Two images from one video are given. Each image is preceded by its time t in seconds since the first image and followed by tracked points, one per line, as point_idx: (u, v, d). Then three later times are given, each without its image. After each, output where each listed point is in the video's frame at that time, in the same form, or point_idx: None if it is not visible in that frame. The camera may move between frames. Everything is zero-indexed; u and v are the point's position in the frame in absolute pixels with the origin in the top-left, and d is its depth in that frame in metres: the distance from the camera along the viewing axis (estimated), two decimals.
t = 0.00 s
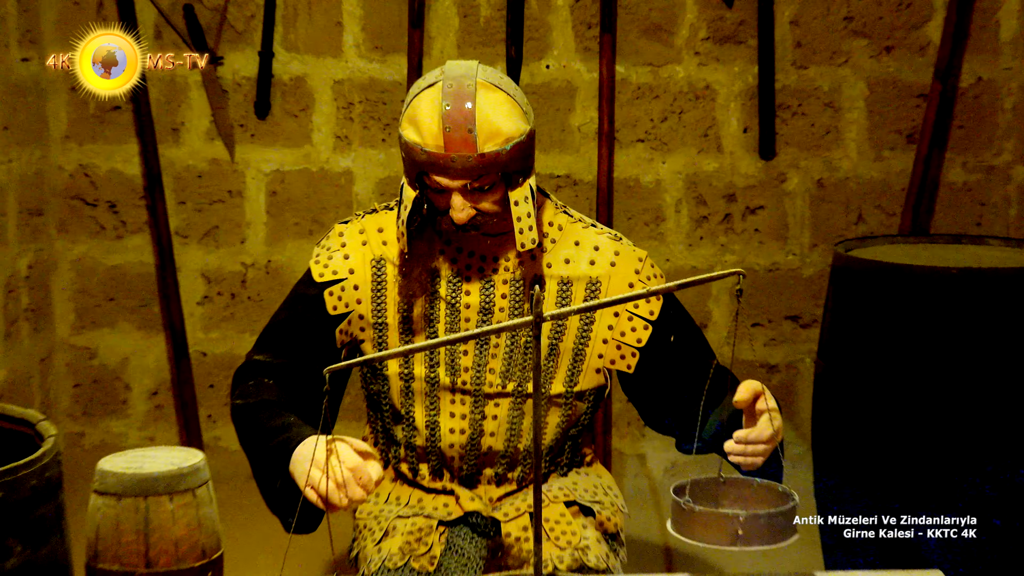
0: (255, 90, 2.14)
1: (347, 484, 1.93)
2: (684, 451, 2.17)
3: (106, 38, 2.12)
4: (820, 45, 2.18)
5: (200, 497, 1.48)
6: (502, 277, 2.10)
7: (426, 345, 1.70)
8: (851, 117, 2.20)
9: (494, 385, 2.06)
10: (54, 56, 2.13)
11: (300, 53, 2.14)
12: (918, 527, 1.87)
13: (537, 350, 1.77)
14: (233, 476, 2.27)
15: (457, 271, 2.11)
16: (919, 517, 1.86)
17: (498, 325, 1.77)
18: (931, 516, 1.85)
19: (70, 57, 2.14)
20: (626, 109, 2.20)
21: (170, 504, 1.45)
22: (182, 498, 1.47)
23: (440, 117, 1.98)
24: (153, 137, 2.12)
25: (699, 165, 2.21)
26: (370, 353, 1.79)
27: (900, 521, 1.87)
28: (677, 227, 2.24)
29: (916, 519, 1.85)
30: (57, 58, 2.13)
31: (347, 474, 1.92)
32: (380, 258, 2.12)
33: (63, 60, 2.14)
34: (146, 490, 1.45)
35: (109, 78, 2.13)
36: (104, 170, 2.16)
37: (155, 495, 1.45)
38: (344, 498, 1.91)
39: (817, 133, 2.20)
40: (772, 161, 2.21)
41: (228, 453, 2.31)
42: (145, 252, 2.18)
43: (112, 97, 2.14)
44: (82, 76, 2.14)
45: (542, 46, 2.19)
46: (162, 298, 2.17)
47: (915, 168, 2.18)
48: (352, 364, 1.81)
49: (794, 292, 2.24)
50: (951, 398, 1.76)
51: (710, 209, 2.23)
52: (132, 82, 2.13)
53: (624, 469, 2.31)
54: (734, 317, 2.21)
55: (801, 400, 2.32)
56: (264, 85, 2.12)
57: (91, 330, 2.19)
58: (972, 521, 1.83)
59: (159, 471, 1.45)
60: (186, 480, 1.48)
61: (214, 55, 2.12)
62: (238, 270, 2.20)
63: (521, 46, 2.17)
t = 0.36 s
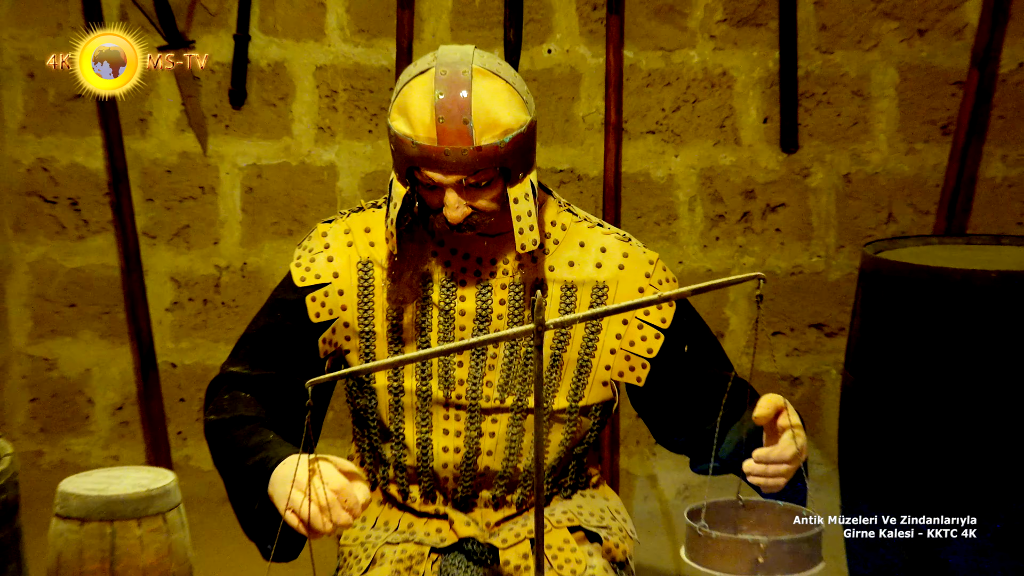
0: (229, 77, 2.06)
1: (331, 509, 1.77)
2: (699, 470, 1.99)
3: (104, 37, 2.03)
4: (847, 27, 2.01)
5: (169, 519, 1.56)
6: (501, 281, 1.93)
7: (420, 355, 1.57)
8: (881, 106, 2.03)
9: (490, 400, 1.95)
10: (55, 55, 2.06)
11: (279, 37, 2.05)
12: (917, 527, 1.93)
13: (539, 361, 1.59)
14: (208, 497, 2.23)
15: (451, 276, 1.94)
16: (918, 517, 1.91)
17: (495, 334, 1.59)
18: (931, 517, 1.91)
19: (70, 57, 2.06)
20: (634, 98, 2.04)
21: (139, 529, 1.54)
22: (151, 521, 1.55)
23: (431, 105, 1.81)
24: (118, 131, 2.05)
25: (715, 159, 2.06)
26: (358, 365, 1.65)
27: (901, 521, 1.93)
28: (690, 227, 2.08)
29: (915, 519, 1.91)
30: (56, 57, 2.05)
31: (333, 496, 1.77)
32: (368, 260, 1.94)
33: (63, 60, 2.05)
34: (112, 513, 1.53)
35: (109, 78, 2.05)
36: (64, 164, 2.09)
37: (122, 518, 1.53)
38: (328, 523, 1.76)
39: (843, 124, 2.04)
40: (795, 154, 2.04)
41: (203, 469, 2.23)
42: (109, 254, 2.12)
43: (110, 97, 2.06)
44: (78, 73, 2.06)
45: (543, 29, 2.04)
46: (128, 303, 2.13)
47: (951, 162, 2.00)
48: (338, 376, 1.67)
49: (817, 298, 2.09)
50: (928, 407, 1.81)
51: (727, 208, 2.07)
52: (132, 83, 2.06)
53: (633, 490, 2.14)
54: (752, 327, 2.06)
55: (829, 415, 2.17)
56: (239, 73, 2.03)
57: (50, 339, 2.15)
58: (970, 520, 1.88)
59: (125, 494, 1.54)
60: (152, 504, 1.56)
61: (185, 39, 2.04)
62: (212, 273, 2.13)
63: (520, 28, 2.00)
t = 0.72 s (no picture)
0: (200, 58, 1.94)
1: (315, 533, 1.57)
2: (719, 491, 1.81)
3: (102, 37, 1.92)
4: (881, 6, 1.90)
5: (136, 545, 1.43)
6: (500, 283, 1.75)
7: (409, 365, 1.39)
8: (917, 91, 1.93)
9: (488, 414, 1.78)
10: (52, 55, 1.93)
11: (254, 14, 1.93)
12: (918, 526, 1.78)
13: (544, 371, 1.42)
14: (176, 521, 2.09)
15: (445, 277, 1.76)
16: (916, 515, 1.77)
17: (496, 340, 1.42)
18: (930, 516, 1.75)
19: (68, 57, 1.93)
20: (647, 82, 1.92)
21: (104, 555, 1.40)
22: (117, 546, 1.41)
23: (424, 90, 1.63)
24: (78, 117, 1.92)
25: (735, 149, 1.94)
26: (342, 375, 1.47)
27: (900, 520, 1.80)
28: (707, 225, 1.97)
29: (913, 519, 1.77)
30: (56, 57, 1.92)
31: (316, 519, 1.58)
32: (354, 260, 1.77)
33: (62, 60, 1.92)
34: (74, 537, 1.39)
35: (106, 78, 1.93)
36: (20, 154, 1.96)
37: (85, 543, 1.39)
38: (311, 549, 1.57)
39: (876, 112, 1.93)
40: (822, 145, 1.94)
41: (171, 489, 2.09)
42: (69, 252, 2.00)
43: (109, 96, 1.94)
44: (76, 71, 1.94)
45: (547, 7, 1.93)
46: (90, 299, 1.99)
47: (994, 152, 1.90)
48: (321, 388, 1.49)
49: (846, 301, 1.99)
50: (959, 410, 1.67)
51: (748, 202, 1.96)
52: (131, 82, 1.94)
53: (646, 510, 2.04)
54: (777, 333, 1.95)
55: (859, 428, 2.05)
56: (214, 54, 1.91)
57: (3, 346, 2.01)
58: (971, 520, 1.71)
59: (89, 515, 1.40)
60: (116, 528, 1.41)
61: (152, 16, 1.91)
62: (181, 273, 2.01)
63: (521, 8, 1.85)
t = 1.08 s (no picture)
0: (171, 42, 1.79)
1: (297, 564, 1.38)
2: (741, 519, 1.65)
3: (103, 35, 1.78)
4: None
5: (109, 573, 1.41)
6: (501, 290, 1.58)
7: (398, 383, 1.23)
8: (959, 79, 1.77)
9: (488, 433, 1.60)
10: (52, 56, 1.80)
11: None
12: (918, 526, 1.71)
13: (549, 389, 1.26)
14: (146, 549, 1.96)
15: (441, 283, 1.59)
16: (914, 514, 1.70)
17: (498, 354, 1.25)
18: (930, 515, 1.67)
19: (69, 57, 1.80)
20: (664, 67, 1.79)
21: None
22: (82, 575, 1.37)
23: (419, 76, 1.47)
24: (38, 104, 1.78)
25: (759, 142, 1.81)
26: (326, 392, 1.31)
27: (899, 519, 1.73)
28: (729, 226, 1.84)
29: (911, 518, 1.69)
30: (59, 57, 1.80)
31: (298, 548, 1.39)
32: (341, 264, 1.59)
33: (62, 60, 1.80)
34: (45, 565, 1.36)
35: (108, 78, 1.80)
36: None
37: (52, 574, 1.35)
38: None
39: (915, 102, 1.79)
40: (856, 138, 1.80)
41: (136, 515, 1.94)
42: (27, 253, 1.86)
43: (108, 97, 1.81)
44: (75, 72, 1.81)
45: None
46: (48, 307, 1.86)
47: None
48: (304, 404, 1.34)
49: (881, 310, 1.84)
50: (1010, 427, 1.52)
51: (774, 201, 1.83)
52: (132, 83, 1.80)
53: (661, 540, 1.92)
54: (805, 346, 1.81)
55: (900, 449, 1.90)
56: (187, 34, 1.76)
57: None
58: (971, 520, 1.61)
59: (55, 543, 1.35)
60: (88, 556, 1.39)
61: None
62: (150, 277, 1.86)
63: None
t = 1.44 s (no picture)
0: (148, 32, 1.67)
1: None
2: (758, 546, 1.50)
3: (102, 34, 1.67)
4: None
5: None
6: (501, 300, 1.46)
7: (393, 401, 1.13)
8: (994, 73, 1.69)
9: (487, 454, 1.45)
10: (52, 55, 1.69)
11: None
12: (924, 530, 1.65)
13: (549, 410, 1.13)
14: None
15: (437, 292, 1.46)
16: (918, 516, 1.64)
17: (500, 371, 1.11)
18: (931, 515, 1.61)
19: (68, 56, 1.70)
20: (677, 61, 1.67)
21: None
22: None
23: (415, 70, 1.35)
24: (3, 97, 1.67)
25: (779, 141, 1.70)
26: (314, 412, 1.21)
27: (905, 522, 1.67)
28: (746, 231, 1.72)
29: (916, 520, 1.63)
30: (59, 57, 1.70)
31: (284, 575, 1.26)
32: (330, 272, 1.46)
33: (62, 60, 1.70)
34: None
35: (108, 79, 1.69)
36: None
37: None
38: None
39: (948, 98, 1.69)
40: (883, 137, 1.70)
41: (111, 539, 1.83)
42: None
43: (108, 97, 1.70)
44: (75, 72, 1.70)
45: None
46: (14, 317, 1.75)
47: None
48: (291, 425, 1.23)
49: (909, 321, 1.74)
50: None
51: (795, 204, 1.71)
52: (132, 83, 1.69)
53: (672, 568, 1.82)
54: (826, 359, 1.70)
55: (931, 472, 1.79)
56: (164, 24, 1.65)
57: None
58: (970, 519, 1.55)
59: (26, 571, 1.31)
60: None
61: None
62: (124, 286, 1.75)
63: None
